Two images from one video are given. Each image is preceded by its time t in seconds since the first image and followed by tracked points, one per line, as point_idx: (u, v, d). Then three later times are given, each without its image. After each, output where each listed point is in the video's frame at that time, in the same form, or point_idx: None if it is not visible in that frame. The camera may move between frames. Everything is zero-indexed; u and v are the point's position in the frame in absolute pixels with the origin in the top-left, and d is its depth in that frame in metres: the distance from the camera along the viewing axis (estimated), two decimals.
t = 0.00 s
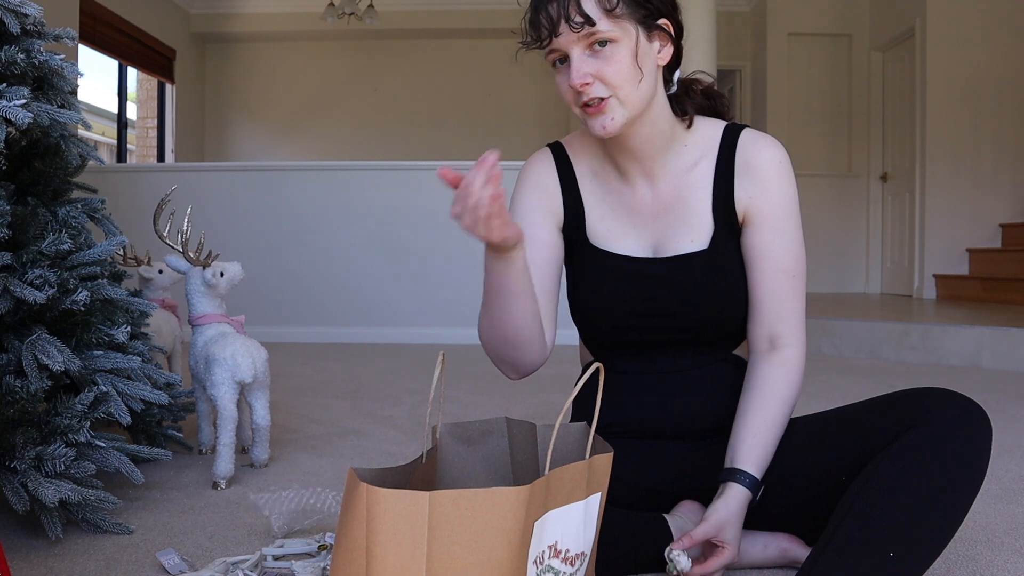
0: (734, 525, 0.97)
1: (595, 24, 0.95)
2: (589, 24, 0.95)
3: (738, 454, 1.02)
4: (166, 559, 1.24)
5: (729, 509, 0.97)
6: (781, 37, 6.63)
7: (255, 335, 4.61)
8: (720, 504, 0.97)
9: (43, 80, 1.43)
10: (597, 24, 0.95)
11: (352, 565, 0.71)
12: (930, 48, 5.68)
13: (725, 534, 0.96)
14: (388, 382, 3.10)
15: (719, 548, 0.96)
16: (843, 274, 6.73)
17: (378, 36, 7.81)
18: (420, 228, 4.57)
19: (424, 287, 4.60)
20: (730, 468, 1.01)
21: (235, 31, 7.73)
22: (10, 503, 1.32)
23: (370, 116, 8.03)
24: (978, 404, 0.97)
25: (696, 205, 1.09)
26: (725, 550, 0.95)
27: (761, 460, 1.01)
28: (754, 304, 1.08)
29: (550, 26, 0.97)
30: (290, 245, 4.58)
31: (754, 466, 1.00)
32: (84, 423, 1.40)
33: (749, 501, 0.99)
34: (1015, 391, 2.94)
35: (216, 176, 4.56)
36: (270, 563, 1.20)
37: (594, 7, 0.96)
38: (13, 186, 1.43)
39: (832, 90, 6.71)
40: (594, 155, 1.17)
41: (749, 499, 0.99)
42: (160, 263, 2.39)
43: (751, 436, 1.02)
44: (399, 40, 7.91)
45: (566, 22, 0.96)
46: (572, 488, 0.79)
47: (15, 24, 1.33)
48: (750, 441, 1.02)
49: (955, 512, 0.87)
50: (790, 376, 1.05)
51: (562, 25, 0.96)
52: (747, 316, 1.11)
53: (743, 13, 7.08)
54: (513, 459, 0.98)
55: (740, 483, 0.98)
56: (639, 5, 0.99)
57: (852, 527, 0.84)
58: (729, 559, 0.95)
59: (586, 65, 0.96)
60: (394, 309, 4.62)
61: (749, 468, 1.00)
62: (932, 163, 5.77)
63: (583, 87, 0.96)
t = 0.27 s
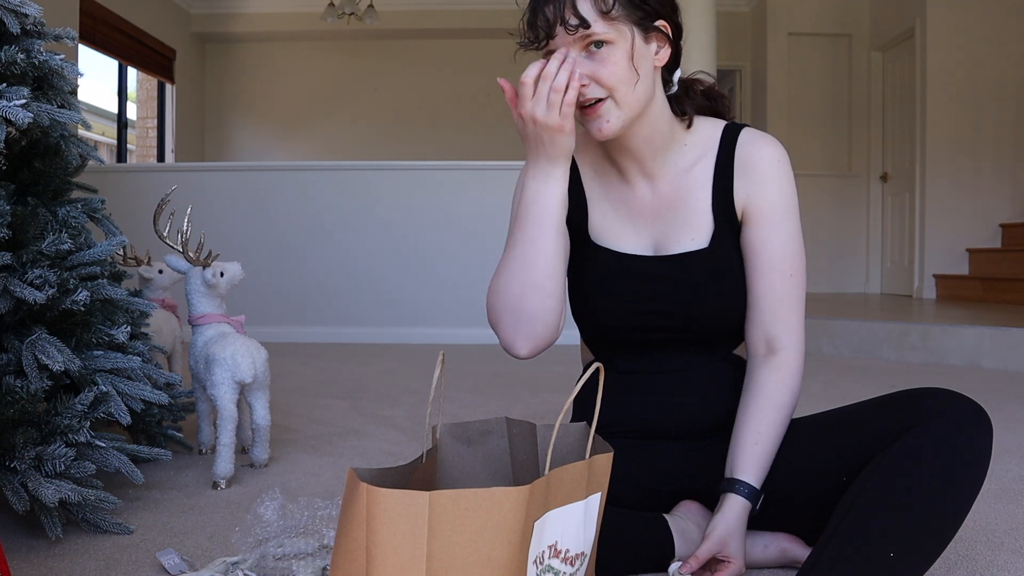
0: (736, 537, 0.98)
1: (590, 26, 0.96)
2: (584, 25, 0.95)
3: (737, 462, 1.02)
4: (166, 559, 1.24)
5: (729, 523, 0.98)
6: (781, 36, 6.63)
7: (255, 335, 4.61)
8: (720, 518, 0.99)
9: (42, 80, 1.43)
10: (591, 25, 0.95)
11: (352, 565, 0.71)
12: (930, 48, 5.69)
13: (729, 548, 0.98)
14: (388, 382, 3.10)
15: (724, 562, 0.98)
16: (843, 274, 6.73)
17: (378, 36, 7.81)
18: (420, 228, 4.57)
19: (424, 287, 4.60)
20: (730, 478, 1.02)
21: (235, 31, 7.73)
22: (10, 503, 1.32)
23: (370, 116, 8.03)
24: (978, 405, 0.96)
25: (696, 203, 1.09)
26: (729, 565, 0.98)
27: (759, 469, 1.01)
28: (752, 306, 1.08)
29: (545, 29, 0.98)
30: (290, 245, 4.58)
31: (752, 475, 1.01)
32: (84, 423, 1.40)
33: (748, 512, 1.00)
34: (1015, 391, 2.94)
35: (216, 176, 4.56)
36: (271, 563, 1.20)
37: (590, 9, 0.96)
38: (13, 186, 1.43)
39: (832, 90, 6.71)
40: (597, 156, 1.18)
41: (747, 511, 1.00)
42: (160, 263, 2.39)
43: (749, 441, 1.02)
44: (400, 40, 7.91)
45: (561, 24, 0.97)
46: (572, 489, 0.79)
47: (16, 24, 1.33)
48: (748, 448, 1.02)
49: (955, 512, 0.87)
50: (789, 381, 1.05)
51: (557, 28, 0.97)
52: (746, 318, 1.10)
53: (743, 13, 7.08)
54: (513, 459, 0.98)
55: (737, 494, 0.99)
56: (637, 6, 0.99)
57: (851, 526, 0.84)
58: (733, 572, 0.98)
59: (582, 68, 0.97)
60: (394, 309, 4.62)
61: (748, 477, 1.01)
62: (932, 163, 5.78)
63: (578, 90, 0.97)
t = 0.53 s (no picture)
0: (732, 535, 0.98)
1: (590, 24, 0.96)
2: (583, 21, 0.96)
3: (734, 463, 1.02)
4: (166, 559, 1.24)
5: (724, 522, 0.98)
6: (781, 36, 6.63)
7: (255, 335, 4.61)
8: (715, 517, 0.99)
9: (42, 80, 1.43)
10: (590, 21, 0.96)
11: (352, 565, 0.71)
12: (930, 48, 5.69)
13: (726, 547, 0.98)
14: (388, 382, 3.10)
15: (722, 561, 0.98)
16: (843, 274, 6.73)
17: (378, 36, 7.81)
18: (420, 228, 4.57)
19: (424, 287, 4.60)
20: (726, 478, 1.02)
21: (235, 31, 7.73)
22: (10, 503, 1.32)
23: (370, 116, 8.03)
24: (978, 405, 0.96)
25: (694, 203, 1.09)
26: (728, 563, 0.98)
27: (756, 469, 1.02)
28: (750, 308, 1.08)
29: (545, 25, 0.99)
30: (290, 245, 4.58)
31: (749, 475, 1.01)
32: (84, 423, 1.40)
33: (743, 511, 1.00)
34: (1015, 391, 2.94)
35: (216, 176, 4.56)
36: (271, 563, 1.20)
37: (590, 7, 0.97)
38: (13, 186, 1.43)
39: (832, 90, 6.71)
40: (595, 156, 1.18)
41: (742, 510, 1.00)
42: (160, 263, 2.39)
43: (748, 442, 1.02)
44: (400, 40, 7.91)
45: (561, 22, 0.98)
46: (572, 488, 0.79)
47: (15, 24, 1.33)
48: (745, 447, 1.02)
49: (953, 513, 0.87)
50: (787, 380, 1.05)
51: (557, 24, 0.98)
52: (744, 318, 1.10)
53: (743, 13, 7.08)
54: (513, 459, 0.98)
55: (732, 493, 1.00)
56: (638, 7, 1.00)
57: (851, 526, 0.84)
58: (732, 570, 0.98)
59: (580, 64, 0.97)
60: (394, 309, 4.62)
61: (744, 478, 1.01)
62: (932, 163, 5.77)
63: (577, 86, 0.97)
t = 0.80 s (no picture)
0: (734, 538, 0.98)
1: (593, 20, 0.96)
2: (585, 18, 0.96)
3: (735, 465, 1.03)
4: (167, 559, 1.24)
5: (726, 524, 0.99)
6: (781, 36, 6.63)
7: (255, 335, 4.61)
8: (717, 518, 0.99)
9: (42, 80, 1.43)
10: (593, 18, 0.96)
11: (352, 565, 0.71)
12: (930, 48, 5.69)
13: (728, 549, 0.98)
14: (388, 383, 3.10)
15: (724, 564, 0.98)
16: (843, 274, 6.73)
17: (378, 36, 7.81)
18: (420, 228, 4.57)
19: (423, 287, 4.60)
20: (728, 479, 1.02)
21: (235, 31, 7.73)
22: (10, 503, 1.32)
23: (370, 116, 8.03)
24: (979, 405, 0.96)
25: (694, 204, 1.09)
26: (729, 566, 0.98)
27: (757, 471, 1.02)
28: (751, 307, 1.08)
29: (546, 19, 0.98)
30: (290, 245, 4.58)
31: (749, 477, 1.01)
32: (84, 423, 1.40)
33: (745, 512, 1.00)
34: (1015, 391, 2.94)
35: (216, 176, 4.56)
36: (270, 563, 1.20)
37: (594, 2, 0.97)
38: (13, 186, 1.43)
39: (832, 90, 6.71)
40: (594, 155, 1.17)
41: (744, 510, 0.99)
42: (160, 263, 2.39)
43: (748, 444, 1.02)
44: (400, 40, 7.91)
45: (563, 16, 0.97)
46: (572, 488, 0.79)
47: (15, 24, 1.33)
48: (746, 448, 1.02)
49: (954, 512, 0.87)
50: (788, 381, 1.05)
51: (559, 17, 0.98)
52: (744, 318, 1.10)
53: (743, 13, 7.09)
54: (513, 459, 0.98)
55: (734, 496, 1.00)
56: (640, 6, 1.00)
57: (851, 526, 0.84)
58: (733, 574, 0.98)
59: (581, 60, 0.97)
60: (393, 309, 4.62)
61: (745, 478, 1.01)
62: (932, 163, 5.77)
63: (577, 82, 0.97)
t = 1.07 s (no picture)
0: (735, 539, 0.98)
1: (603, 17, 0.96)
2: (596, 15, 0.96)
3: (736, 466, 1.03)
4: (166, 559, 1.24)
5: (726, 525, 0.99)
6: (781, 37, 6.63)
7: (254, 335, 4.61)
8: (718, 519, 0.99)
9: (42, 80, 1.43)
10: (604, 15, 0.96)
11: (352, 565, 0.71)
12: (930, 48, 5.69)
13: (728, 550, 0.98)
14: (389, 382, 3.10)
15: (723, 565, 0.98)
16: (843, 274, 6.73)
17: (378, 36, 7.81)
18: (420, 228, 4.57)
19: (423, 287, 4.60)
20: (728, 480, 1.02)
21: (235, 31, 7.73)
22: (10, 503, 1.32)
23: (370, 116, 8.03)
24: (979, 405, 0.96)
25: (693, 204, 1.09)
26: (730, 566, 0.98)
27: (758, 471, 1.02)
28: (751, 308, 1.08)
29: (556, 12, 0.98)
30: (289, 244, 4.58)
31: (750, 478, 1.01)
32: (84, 423, 1.40)
33: (746, 513, 1.00)
34: (1015, 391, 2.94)
35: (217, 176, 4.56)
36: (270, 563, 1.20)
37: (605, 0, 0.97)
38: (13, 186, 1.43)
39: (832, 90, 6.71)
40: (595, 154, 1.18)
41: (744, 511, 1.00)
42: (160, 263, 2.39)
43: (749, 445, 1.02)
44: (399, 40, 7.91)
45: (574, 9, 0.97)
46: (572, 488, 0.79)
47: (15, 24, 1.33)
48: (746, 449, 1.02)
49: (953, 512, 0.87)
50: (789, 381, 1.05)
51: (569, 12, 0.97)
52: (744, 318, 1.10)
53: (743, 13, 7.09)
54: (513, 459, 0.98)
55: (735, 496, 1.00)
56: (649, 5, 1.00)
57: (851, 526, 0.84)
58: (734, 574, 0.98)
59: (588, 57, 0.97)
60: (394, 309, 4.62)
61: (745, 479, 1.01)
62: (932, 163, 5.77)
63: (583, 79, 0.97)
